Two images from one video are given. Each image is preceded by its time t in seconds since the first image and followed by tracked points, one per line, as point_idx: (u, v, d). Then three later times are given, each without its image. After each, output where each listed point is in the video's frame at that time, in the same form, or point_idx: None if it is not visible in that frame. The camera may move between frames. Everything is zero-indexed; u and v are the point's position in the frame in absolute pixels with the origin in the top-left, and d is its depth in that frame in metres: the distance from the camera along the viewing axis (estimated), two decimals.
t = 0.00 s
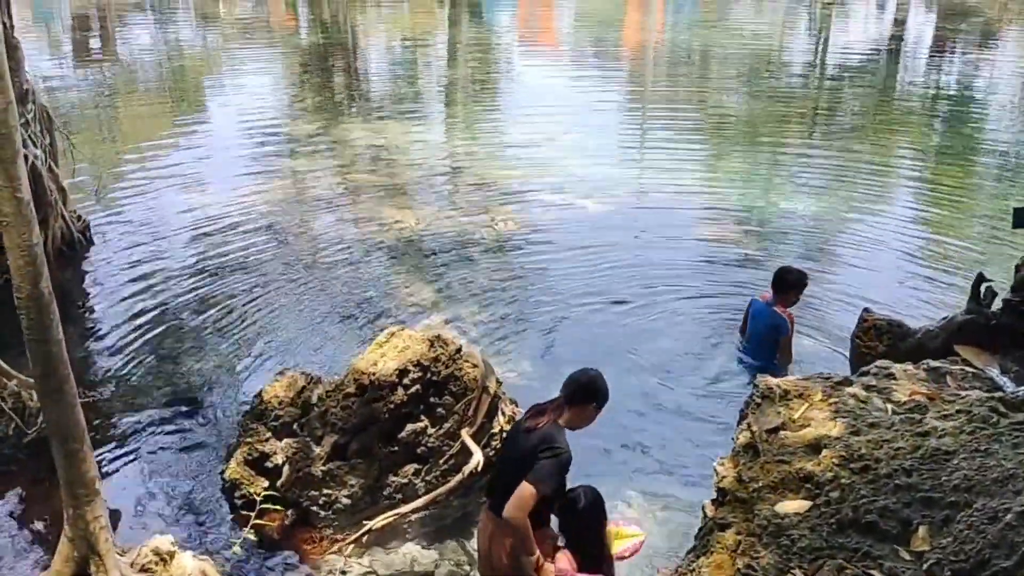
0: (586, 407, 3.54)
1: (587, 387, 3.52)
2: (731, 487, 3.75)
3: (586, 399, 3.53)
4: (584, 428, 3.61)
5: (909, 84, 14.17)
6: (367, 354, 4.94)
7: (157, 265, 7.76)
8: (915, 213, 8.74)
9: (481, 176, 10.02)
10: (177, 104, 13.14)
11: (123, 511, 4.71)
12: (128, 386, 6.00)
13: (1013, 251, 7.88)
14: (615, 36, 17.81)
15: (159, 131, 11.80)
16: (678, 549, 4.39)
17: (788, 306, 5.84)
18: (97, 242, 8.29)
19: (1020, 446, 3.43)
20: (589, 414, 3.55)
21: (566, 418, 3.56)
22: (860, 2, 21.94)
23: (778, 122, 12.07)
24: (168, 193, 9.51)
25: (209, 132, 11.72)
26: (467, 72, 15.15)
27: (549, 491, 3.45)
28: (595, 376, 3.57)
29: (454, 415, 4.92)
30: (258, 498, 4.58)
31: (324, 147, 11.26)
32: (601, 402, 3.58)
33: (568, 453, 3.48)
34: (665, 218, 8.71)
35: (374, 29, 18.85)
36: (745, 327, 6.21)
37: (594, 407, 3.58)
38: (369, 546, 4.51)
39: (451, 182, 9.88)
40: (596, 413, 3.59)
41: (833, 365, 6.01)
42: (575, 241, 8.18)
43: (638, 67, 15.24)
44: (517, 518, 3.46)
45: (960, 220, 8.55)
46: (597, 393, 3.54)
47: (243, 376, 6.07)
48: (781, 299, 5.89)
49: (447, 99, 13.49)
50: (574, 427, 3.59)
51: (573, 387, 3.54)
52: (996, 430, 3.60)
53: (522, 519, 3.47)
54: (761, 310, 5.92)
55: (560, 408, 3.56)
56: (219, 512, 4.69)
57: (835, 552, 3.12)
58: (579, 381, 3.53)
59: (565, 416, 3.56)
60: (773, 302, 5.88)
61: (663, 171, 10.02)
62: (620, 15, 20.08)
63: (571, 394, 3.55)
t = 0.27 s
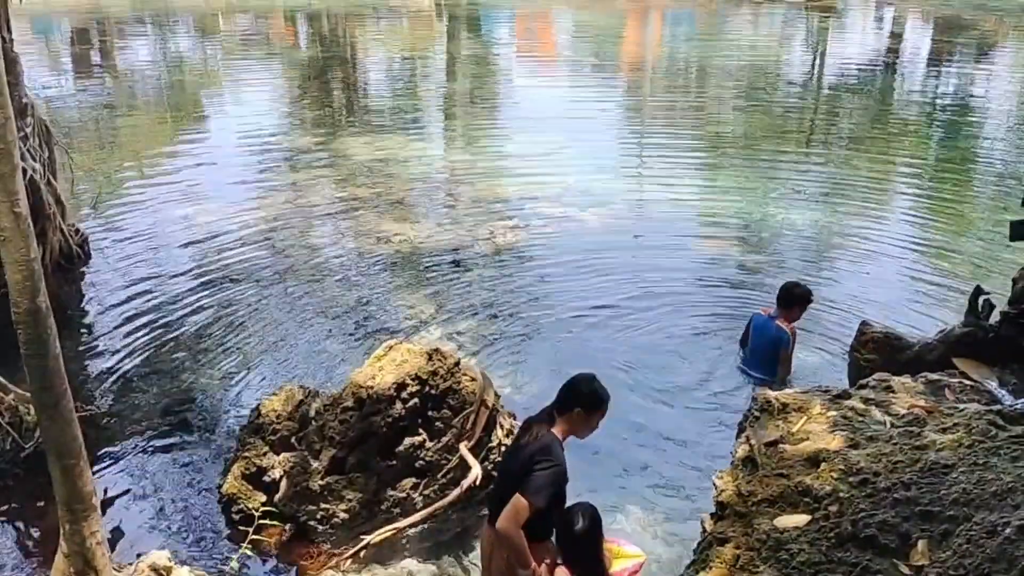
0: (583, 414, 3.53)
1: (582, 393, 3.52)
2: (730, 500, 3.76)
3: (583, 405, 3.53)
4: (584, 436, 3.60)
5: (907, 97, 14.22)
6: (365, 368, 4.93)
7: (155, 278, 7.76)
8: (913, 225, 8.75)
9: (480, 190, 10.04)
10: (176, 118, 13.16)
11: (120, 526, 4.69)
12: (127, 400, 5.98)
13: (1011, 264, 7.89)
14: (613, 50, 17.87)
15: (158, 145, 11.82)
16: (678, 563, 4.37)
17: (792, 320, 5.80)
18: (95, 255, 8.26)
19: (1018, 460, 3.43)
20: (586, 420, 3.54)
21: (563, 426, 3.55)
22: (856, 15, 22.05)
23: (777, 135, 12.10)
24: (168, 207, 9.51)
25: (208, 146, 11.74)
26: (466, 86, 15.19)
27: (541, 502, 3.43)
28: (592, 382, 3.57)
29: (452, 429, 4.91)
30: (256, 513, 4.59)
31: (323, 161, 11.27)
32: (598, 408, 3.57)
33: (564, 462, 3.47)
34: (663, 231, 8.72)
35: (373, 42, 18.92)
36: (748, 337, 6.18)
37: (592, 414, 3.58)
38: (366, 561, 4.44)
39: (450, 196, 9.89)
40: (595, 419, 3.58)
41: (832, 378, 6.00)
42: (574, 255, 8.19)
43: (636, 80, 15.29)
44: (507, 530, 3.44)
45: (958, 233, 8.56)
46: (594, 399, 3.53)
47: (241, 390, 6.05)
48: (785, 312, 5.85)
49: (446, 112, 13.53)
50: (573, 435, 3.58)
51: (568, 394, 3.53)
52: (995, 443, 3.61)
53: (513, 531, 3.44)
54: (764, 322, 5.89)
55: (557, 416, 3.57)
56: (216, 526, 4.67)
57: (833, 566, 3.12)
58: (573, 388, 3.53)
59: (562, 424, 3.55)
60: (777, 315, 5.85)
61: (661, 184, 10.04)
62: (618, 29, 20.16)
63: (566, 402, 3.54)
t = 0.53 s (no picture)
0: (575, 428, 3.58)
1: (572, 406, 3.58)
2: (727, 518, 3.75)
3: (574, 419, 3.59)
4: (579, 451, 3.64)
5: (901, 112, 14.28)
6: (362, 385, 4.94)
7: (152, 295, 7.75)
8: (909, 240, 8.78)
9: (477, 206, 10.05)
10: (174, 136, 13.18)
11: (116, 547, 4.69)
12: (123, 418, 5.97)
13: (1007, 279, 7.90)
14: (609, 66, 17.94)
15: (155, 163, 11.83)
16: None
17: (795, 336, 5.81)
18: (92, 273, 8.24)
19: (1016, 477, 3.49)
20: (579, 434, 3.59)
21: (556, 441, 3.60)
22: (850, 32, 22.18)
23: (772, 150, 12.15)
24: (165, 224, 9.51)
25: (206, 162, 11.76)
26: (462, 102, 15.25)
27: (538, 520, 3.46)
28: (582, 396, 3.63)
29: (449, 447, 4.89)
30: (251, 532, 4.57)
31: (320, 177, 11.29)
32: (590, 423, 3.63)
33: (560, 477, 3.51)
34: (660, 246, 8.73)
35: (369, 60, 18.99)
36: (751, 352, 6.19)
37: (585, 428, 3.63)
38: None
39: (447, 212, 9.91)
40: (588, 434, 3.63)
41: (829, 394, 6.02)
42: (570, 270, 8.20)
43: (633, 97, 15.35)
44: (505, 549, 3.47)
45: (953, 248, 8.59)
46: (584, 412, 3.58)
47: (239, 408, 6.04)
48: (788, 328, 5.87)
49: (442, 129, 13.56)
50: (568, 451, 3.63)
51: (557, 408, 3.60)
52: (992, 460, 3.66)
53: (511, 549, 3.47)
54: (767, 338, 5.90)
55: (549, 432, 3.63)
56: (212, 546, 4.68)
57: None
58: (562, 402, 3.59)
59: (555, 440, 3.61)
60: (780, 332, 5.86)
61: (658, 200, 10.06)
62: (614, 46, 20.24)
63: (557, 417, 3.60)
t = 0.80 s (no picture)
0: (566, 447, 3.60)
1: (561, 426, 3.61)
2: (723, 536, 3.74)
3: (564, 437, 3.60)
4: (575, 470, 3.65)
5: (896, 128, 14.34)
6: (358, 404, 4.93)
7: (148, 312, 7.73)
8: (905, 256, 8.80)
9: (474, 222, 10.06)
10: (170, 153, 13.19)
11: (110, 566, 4.67)
12: (118, 437, 5.95)
13: (1002, 295, 7.92)
14: (605, 83, 18.00)
15: (152, 179, 11.83)
16: None
17: (795, 349, 5.82)
18: (88, 290, 8.22)
19: (1012, 493, 3.54)
20: (572, 454, 3.60)
21: (549, 461, 3.64)
22: (844, 48, 22.30)
23: (768, 166, 12.18)
24: (161, 241, 9.50)
25: (202, 179, 11.76)
26: (459, 119, 15.29)
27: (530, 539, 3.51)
28: (575, 414, 3.65)
29: (445, 464, 4.85)
30: (247, 551, 4.59)
31: (317, 194, 11.30)
32: (584, 441, 3.63)
33: (552, 497, 3.55)
34: (656, 263, 8.74)
35: (366, 77, 19.03)
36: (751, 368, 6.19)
37: (579, 446, 3.64)
38: None
39: (444, 228, 9.92)
40: (583, 452, 3.63)
41: (826, 412, 6.02)
42: (567, 287, 8.20)
43: (629, 113, 15.39)
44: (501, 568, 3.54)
45: (948, 264, 8.60)
46: (574, 431, 3.60)
47: (235, 426, 6.02)
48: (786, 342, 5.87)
49: (439, 145, 13.59)
50: (564, 470, 3.65)
51: (546, 428, 3.64)
52: (989, 477, 3.69)
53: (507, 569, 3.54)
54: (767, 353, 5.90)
55: (543, 451, 3.67)
56: (207, 564, 4.66)
57: None
58: (551, 422, 3.63)
59: (549, 460, 3.64)
60: (780, 346, 5.86)
61: (654, 216, 10.07)
62: (610, 63, 20.32)
63: (548, 436, 3.65)
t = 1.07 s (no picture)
0: (560, 464, 3.58)
1: (557, 442, 3.60)
2: (718, 550, 3.78)
3: (559, 455, 3.59)
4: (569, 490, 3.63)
5: (890, 140, 14.40)
6: (353, 417, 4.89)
7: (143, 325, 7.72)
8: (899, 268, 8.83)
9: (468, 235, 10.07)
10: (165, 166, 13.18)
11: None
12: (112, 450, 5.93)
13: (996, 306, 7.95)
14: (600, 96, 18.05)
15: (147, 193, 11.82)
16: None
17: (788, 358, 5.90)
18: (82, 304, 8.19)
19: (1006, 507, 3.61)
20: (565, 472, 3.58)
21: (545, 477, 3.64)
22: (837, 61, 22.40)
23: (762, 178, 12.21)
24: (156, 254, 9.49)
25: (197, 193, 11.75)
26: (454, 132, 15.31)
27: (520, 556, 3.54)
28: (574, 432, 3.64)
29: (440, 478, 4.85)
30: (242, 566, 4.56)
31: (312, 207, 11.30)
32: (579, 459, 3.61)
33: (542, 513, 3.56)
34: (651, 275, 8.75)
35: (361, 91, 19.05)
36: (739, 380, 6.21)
37: (575, 465, 3.61)
38: None
39: (439, 241, 9.92)
40: (578, 471, 3.61)
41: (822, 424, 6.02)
42: (562, 299, 8.20)
43: (623, 126, 15.42)
44: None
45: (942, 276, 8.63)
46: (569, 449, 3.58)
47: (230, 440, 6.00)
48: (777, 352, 5.93)
49: (434, 159, 13.61)
50: (558, 489, 3.64)
51: (543, 443, 3.65)
52: (983, 489, 3.76)
53: None
54: (760, 364, 5.94)
55: (541, 468, 3.67)
56: None
57: None
58: (548, 437, 3.63)
59: (544, 476, 3.64)
60: (772, 356, 5.92)
61: (649, 228, 10.09)
62: (604, 76, 20.37)
63: (545, 452, 3.65)
